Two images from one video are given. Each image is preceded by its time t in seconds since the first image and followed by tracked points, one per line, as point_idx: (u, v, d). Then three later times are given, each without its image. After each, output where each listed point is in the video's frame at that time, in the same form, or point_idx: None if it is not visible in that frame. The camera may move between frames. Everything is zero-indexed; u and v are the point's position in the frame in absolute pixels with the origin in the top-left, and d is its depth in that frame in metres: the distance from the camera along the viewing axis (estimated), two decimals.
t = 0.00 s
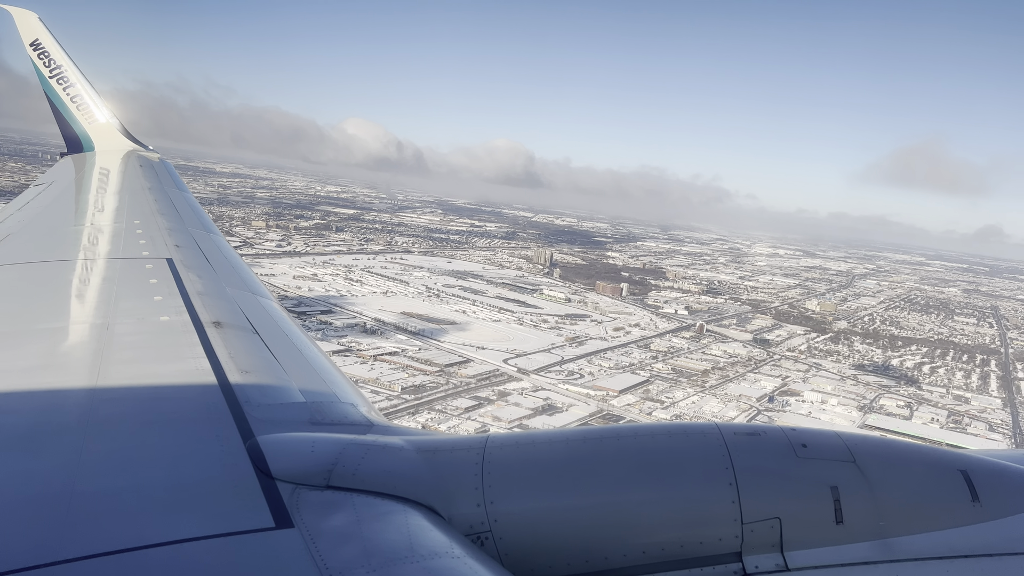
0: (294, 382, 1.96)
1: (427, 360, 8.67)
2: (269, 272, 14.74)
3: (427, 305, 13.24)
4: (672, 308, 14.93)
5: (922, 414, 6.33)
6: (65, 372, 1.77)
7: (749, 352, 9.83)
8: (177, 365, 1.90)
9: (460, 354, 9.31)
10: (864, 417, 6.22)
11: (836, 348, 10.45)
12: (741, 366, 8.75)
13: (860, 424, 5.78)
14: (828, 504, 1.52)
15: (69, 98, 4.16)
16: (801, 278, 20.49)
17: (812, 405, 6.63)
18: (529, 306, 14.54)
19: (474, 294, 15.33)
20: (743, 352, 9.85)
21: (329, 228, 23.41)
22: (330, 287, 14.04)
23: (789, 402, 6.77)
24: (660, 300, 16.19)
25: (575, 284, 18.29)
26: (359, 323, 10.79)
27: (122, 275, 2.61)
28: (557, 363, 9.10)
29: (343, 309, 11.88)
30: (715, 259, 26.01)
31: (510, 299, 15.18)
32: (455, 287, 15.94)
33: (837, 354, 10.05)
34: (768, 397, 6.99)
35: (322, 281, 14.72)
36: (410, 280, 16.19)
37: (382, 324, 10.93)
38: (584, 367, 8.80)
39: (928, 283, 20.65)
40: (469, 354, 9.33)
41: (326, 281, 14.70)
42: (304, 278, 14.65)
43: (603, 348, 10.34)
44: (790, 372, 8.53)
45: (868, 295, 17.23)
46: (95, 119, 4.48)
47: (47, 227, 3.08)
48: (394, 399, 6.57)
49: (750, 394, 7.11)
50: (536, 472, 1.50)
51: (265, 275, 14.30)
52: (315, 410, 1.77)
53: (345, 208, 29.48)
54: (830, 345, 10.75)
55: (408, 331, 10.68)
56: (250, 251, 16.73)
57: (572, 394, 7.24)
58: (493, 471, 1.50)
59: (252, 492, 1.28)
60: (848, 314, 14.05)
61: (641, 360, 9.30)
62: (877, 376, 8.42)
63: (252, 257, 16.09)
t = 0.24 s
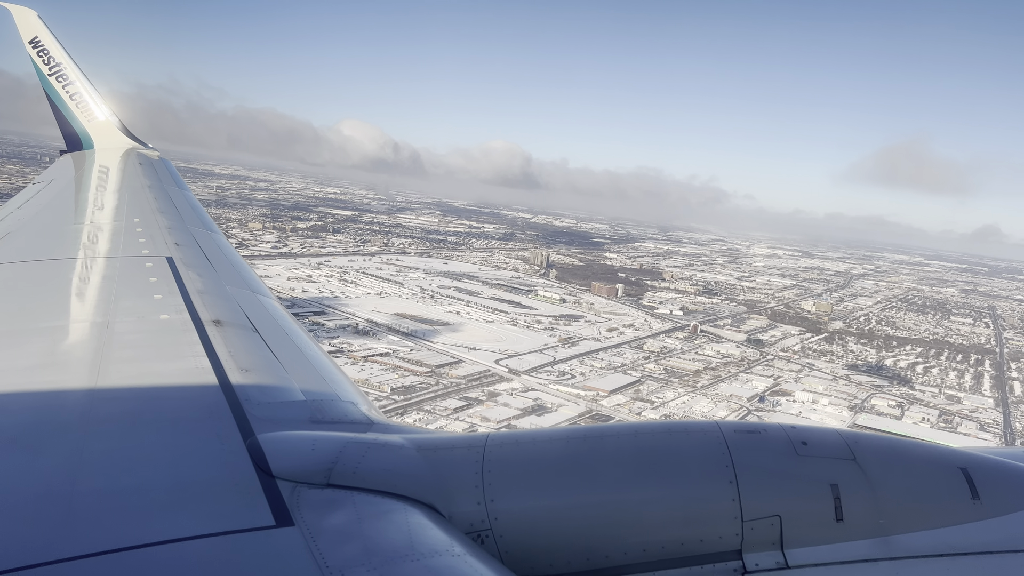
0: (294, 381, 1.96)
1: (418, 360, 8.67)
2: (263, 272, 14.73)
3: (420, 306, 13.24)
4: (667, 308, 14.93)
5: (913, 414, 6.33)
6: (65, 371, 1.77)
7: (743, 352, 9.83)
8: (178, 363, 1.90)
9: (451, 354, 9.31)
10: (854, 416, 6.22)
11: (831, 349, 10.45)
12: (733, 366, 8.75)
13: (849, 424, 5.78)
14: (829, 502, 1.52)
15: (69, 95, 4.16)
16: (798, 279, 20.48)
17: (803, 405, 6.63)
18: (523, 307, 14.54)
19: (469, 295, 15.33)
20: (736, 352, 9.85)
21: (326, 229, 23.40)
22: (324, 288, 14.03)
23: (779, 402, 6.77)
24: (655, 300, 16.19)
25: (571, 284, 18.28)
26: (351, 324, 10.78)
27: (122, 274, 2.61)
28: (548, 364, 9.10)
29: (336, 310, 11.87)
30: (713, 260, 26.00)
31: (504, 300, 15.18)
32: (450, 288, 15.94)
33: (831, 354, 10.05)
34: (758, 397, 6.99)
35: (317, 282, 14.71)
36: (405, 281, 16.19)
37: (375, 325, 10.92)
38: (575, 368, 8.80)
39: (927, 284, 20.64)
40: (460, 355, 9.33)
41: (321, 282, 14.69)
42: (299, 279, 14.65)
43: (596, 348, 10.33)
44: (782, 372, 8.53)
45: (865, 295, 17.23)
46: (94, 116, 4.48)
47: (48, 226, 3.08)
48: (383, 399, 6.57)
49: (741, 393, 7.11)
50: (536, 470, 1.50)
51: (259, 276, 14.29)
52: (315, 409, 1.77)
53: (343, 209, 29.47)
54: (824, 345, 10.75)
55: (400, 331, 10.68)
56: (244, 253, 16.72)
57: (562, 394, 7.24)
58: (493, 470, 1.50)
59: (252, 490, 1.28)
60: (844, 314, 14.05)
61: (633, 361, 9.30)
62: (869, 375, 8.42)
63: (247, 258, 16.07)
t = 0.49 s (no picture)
0: (294, 380, 1.95)
1: (408, 361, 8.65)
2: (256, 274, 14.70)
3: (414, 307, 13.23)
4: (662, 309, 14.93)
5: (903, 414, 6.33)
6: (65, 370, 1.76)
7: (735, 353, 9.82)
8: (178, 362, 1.90)
9: (442, 356, 9.29)
10: (845, 416, 6.22)
11: (824, 349, 10.45)
12: (725, 367, 8.74)
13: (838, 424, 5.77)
14: (828, 501, 1.52)
15: (68, 94, 4.15)
16: (795, 280, 20.47)
17: (793, 405, 6.63)
18: (517, 308, 14.52)
19: (464, 296, 15.33)
20: (728, 353, 9.85)
21: (323, 231, 23.40)
22: (317, 289, 14.02)
23: (770, 402, 6.76)
24: (650, 301, 16.17)
25: (567, 285, 18.26)
26: (343, 325, 10.76)
27: (122, 273, 2.60)
28: (539, 365, 9.08)
29: (328, 312, 11.84)
30: (710, 261, 25.99)
31: (499, 301, 15.16)
32: (445, 289, 15.95)
33: (824, 354, 10.04)
34: (749, 397, 6.98)
35: (311, 283, 14.69)
36: (399, 282, 16.18)
37: (367, 326, 10.90)
38: (566, 368, 8.79)
39: (925, 284, 20.64)
40: (451, 356, 9.32)
41: (314, 283, 14.67)
42: (293, 281, 14.62)
43: (588, 349, 10.33)
44: (774, 372, 8.52)
45: (862, 296, 17.21)
46: (94, 115, 4.47)
47: (48, 225, 3.08)
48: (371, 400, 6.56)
49: (732, 394, 7.11)
50: (536, 469, 1.50)
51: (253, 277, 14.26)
52: (315, 408, 1.77)
53: (340, 210, 29.46)
54: (817, 346, 10.74)
55: (391, 333, 10.66)
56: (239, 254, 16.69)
57: (552, 395, 7.23)
58: (493, 469, 1.50)
59: (252, 489, 1.28)
60: (839, 315, 14.04)
61: (624, 361, 9.29)
62: (862, 376, 8.43)
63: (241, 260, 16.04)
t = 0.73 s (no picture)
0: (294, 380, 1.96)
1: (400, 363, 8.64)
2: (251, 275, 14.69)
3: (408, 309, 13.23)
4: (657, 311, 14.93)
5: (895, 415, 6.33)
6: (66, 370, 1.77)
7: (729, 354, 9.82)
8: (178, 362, 1.90)
9: (433, 357, 9.29)
10: (835, 417, 6.23)
11: (818, 350, 10.45)
12: (718, 368, 8.75)
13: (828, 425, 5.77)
14: (829, 501, 1.52)
15: (68, 94, 4.15)
16: (793, 281, 20.46)
17: (784, 406, 6.63)
18: (512, 309, 14.53)
19: (459, 297, 15.33)
20: (722, 354, 9.85)
21: (321, 233, 23.41)
22: (312, 291, 14.02)
23: (761, 403, 6.77)
24: (646, 302, 16.17)
25: (563, 287, 18.26)
26: (336, 327, 10.75)
27: (122, 273, 2.60)
28: (531, 366, 9.09)
29: (322, 313, 11.84)
30: (708, 263, 25.97)
31: (494, 303, 15.17)
32: (440, 291, 15.95)
33: (817, 355, 10.04)
34: (740, 398, 6.99)
35: (306, 285, 14.68)
36: (395, 284, 16.19)
37: (360, 328, 10.89)
38: (558, 370, 8.79)
39: (923, 285, 20.65)
40: (443, 357, 9.32)
41: (309, 285, 14.67)
42: (288, 282, 14.62)
43: (582, 350, 10.33)
44: (767, 373, 8.52)
45: (859, 297, 17.20)
46: (95, 115, 4.47)
47: (48, 225, 3.08)
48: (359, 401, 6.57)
49: (722, 394, 7.11)
50: (535, 470, 1.50)
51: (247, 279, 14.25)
52: (315, 408, 1.77)
53: (338, 212, 29.46)
54: (812, 347, 10.74)
55: (384, 334, 10.66)
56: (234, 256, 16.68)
57: (542, 396, 7.23)
58: (493, 469, 1.50)
59: (252, 489, 1.28)
60: (836, 316, 14.03)
61: (617, 362, 9.29)
62: (855, 376, 8.43)
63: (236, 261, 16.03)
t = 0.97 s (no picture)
0: (295, 380, 1.96)
1: (391, 364, 8.63)
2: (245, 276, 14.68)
3: (401, 310, 13.22)
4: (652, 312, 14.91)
5: (885, 415, 6.33)
6: (68, 370, 1.77)
7: (722, 355, 9.82)
8: (179, 363, 1.91)
9: (425, 358, 9.28)
10: (825, 418, 6.23)
11: (812, 351, 10.43)
12: (710, 369, 8.74)
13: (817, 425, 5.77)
14: (830, 501, 1.52)
15: (70, 95, 4.16)
16: (791, 283, 20.43)
17: (775, 407, 6.63)
18: (507, 310, 14.53)
19: (453, 299, 15.31)
20: (716, 355, 9.84)
21: (318, 234, 23.40)
22: (306, 293, 14.01)
23: (752, 404, 6.77)
24: (641, 304, 16.16)
25: (559, 288, 18.25)
26: (329, 328, 10.74)
27: (124, 273, 2.61)
28: (523, 367, 9.09)
29: (316, 315, 11.83)
30: (706, 264, 25.92)
31: (489, 304, 15.16)
32: (435, 292, 15.93)
33: (811, 357, 10.04)
34: (730, 399, 6.99)
35: (300, 287, 14.67)
36: (390, 285, 16.17)
37: (352, 329, 10.88)
38: (549, 370, 8.78)
39: (921, 287, 20.58)
40: (434, 359, 9.30)
41: (304, 287, 14.65)
42: (282, 284, 14.60)
43: (575, 352, 10.32)
44: (759, 374, 8.52)
45: (856, 299, 17.18)
46: (96, 117, 4.48)
47: (50, 225, 3.08)
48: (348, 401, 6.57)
49: (713, 395, 7.10)
50: (535, 470, 1.50)
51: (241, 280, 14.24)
52: (316, 408, 1.77)
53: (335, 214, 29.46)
54: (807, 348, 10.72)
55: (377, 335, 10.64)
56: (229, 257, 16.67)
57: (532, 397, 7.23)
58: (493, 469, 1.50)
59: (253, 489, 1.28)
60: (832, 317, 14.01)
61: (609, 364, 9.29)
62: (848, 377, 8.41)
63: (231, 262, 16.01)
